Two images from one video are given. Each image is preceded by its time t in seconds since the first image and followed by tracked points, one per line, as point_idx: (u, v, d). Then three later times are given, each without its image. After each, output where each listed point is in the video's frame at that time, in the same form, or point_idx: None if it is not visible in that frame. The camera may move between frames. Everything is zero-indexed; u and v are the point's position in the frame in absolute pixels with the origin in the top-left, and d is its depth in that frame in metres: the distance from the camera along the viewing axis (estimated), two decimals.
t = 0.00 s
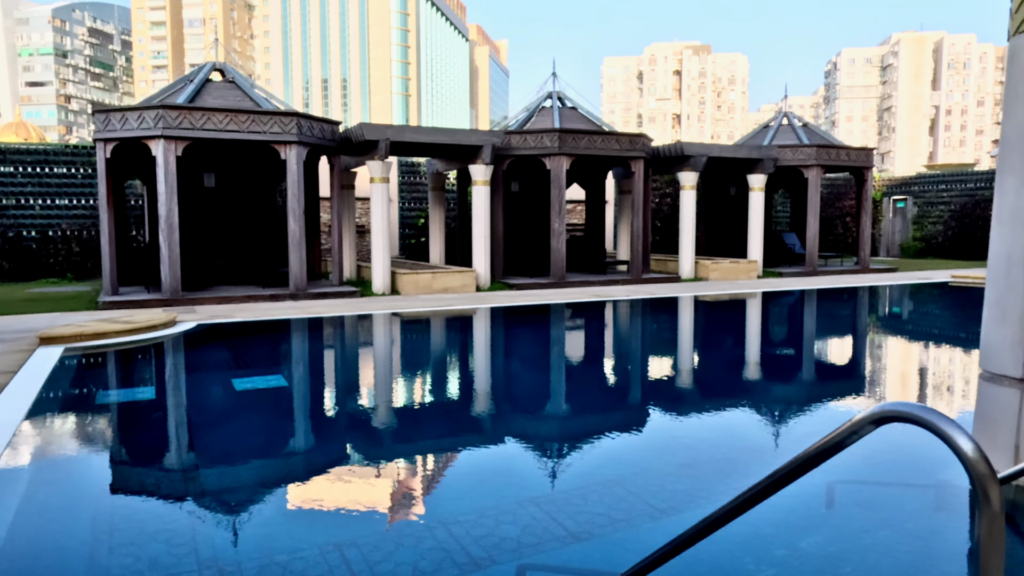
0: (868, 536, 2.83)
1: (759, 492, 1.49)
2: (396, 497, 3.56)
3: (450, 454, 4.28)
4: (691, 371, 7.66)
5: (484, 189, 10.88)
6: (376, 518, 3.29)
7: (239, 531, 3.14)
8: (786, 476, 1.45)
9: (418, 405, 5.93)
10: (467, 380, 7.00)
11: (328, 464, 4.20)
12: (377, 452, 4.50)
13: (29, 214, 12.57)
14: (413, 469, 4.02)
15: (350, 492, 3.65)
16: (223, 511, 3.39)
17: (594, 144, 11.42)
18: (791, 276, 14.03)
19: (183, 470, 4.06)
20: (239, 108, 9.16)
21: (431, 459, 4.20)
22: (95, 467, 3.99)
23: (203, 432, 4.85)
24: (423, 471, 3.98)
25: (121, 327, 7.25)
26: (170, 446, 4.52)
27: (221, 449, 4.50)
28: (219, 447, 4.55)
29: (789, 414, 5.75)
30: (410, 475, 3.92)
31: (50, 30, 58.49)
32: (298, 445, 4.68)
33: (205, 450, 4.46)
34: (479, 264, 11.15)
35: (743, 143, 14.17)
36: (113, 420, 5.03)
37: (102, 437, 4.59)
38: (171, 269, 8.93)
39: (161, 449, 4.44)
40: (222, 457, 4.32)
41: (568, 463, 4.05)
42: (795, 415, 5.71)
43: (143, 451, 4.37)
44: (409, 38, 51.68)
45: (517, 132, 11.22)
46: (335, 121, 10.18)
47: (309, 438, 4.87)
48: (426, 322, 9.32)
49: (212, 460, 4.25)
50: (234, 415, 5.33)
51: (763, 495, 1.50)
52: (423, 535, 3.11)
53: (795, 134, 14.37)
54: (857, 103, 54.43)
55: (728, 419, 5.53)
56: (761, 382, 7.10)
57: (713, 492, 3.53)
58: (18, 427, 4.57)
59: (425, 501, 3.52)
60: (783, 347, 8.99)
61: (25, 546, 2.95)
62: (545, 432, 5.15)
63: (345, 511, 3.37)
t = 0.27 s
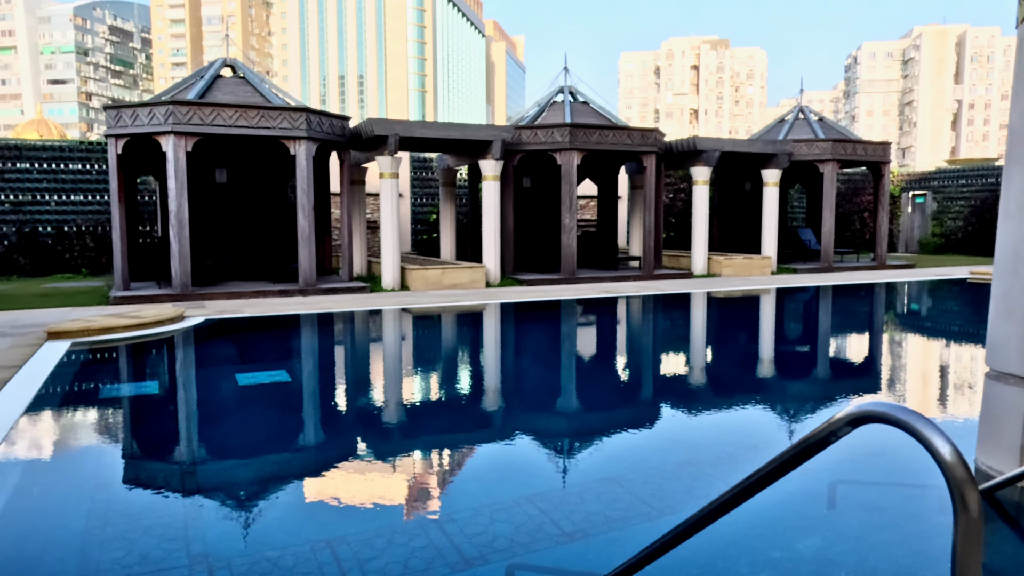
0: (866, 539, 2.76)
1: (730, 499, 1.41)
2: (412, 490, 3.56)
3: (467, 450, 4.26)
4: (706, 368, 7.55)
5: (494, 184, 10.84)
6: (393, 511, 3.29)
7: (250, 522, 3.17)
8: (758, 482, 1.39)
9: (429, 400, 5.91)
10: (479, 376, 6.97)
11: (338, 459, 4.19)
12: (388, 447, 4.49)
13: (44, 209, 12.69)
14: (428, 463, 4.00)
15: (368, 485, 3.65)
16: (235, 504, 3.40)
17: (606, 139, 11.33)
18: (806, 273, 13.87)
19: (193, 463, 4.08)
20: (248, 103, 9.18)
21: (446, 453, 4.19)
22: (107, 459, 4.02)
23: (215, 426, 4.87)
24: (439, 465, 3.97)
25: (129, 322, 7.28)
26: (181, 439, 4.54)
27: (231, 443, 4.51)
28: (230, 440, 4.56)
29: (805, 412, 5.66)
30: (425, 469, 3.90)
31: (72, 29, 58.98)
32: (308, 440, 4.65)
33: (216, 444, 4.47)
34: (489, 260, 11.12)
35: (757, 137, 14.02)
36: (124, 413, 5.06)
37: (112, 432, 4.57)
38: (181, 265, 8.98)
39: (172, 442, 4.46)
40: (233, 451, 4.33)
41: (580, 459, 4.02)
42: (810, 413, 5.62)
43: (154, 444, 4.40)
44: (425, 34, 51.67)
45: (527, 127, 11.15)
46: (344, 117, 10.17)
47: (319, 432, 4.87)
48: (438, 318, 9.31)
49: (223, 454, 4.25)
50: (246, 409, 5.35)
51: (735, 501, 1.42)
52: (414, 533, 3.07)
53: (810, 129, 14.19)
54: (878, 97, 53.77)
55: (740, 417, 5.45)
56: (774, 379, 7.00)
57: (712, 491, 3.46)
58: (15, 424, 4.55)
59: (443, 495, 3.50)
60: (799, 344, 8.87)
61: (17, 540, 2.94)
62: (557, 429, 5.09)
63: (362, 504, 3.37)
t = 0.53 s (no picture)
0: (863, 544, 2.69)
1: (705, 498, 1.41)
2: (431, 485, 3.56)
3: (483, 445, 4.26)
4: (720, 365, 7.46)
5: (505, 179, 10.78)
6: (410, 505, 3.29)
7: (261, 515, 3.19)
8: (729, 483, 1.37)
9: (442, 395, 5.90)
10: (491, 372, 6.93)
11: (349, 452, 4.19)
12: (399, 441, 4.49)
13: (61, 204, 12.84)
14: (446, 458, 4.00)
15: (386, 479, 3.67)
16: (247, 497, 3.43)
17: (618, 133, 11.23)
18: (822, 268, 13.69)
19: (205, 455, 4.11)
20: (258, 98, 9.19)
21: (463, 447, 4.21)
22: (121, 452, 4.06)
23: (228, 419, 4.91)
24: (458, 460, 3.97)
25: (137, 316, 7.33)
26: (195, 432, 4.58)
27: (243, 435, 4.54)
28: (242, 433, 4.58)
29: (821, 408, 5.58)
30: (443, 463, 3.90)
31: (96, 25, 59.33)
32: (318, 434, 4.65)
33: (230, 436, 4.50)
34: (500, 255, 11.08)
35: (773, 131, 13.84)
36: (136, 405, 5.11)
37: (121, 424, 4.59)
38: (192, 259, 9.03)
39: (185, 435, 4.50)
40: (245, 443, 4.36)
41: (591, 455, 4.00)
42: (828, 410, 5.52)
43: (168, 436, 4.44)
44: (443, 29, 51.61)
45: (538, 121, 11.07)
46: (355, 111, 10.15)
47: (331, 426, 4.88)
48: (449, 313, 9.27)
49: (235, 447, 4.27)
50: (259, 403, 5.38)
51: (710, 500, 1.42)
52: (404, 531, 3.05)
53: (827, 122, 13.98)
54: (901, 91, 53.03)
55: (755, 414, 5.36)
56: (788, 376, 6.91)
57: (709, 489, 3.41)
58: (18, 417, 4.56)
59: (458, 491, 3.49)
60: (814, 340, 8.73)
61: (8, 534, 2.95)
62: (567, 425, 5.04)
63: (381, 498, 3.39)
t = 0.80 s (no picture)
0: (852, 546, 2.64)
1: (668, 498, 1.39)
2: (447, 480, 3.56)
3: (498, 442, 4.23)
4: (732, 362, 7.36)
5: (514, 175, 10.74)
6: (426, 500, 3.30)
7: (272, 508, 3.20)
8: (690, 484, 1.35)
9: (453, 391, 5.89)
10: (501, 368, 6.88)
11: (359, 448, 4.19)
12: (408, 437, 4.47)
13: (76, 200, 12.98)
14: (463, 454, 3.98)
15: (401, 474, 3.67)
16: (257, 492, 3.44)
17: (629, 129, 11.15)
18: (837, 265, 13.52)
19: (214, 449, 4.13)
20: (268, 94, 9.22)
21: (480, 445, 4.18)
22: (132, 444, 4.09)
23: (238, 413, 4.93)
24: (474, 455, 3.97)
25: (144, 312, 7.38)
26: (205, 425, 4.61)
27: (252, 429, 4.55)
28: (252, 427, 4.60)
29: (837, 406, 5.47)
30: (460, 459, 3.88)
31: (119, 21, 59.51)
32: (327, 429, 4.64)
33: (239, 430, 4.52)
34: (509, 251, 11.05)
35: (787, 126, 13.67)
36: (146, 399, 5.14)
37: (135, 418, 4.63)
38: (201, 255, 9.09)
39: (195, 428, 4.53)
40: (255, 437, 4.37)
41: (603, 453, 3.97)
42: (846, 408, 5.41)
43: (178, 429, 4.47)
44: (461, 25, 51.56)
45: (548, 117, 11.01)
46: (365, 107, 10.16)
47: (340, 421, 4.88)
48: (458, 309, 9.26)
49: (243, 441, 4.29)
50: (269, 397, 5.40)
51: (672, 501, 1.39)
52: (392, 528, 3.03)
53: (843, 117, 13.79)
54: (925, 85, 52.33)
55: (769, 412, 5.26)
56: (802, 374, 6.82)
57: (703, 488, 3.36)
58: (26, 413, 4.59)
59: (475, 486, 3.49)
60: (829, 338, 8.61)
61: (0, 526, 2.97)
62: (576, 422, 5.00)
63: (397, 493, 3.39)
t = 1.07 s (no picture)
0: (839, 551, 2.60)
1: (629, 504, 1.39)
2: (462, 480, 3.60)
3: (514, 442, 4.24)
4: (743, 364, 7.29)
5: (523, 175, 10.72)
6: (440, 500, 3.33)
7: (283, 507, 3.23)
8: (649, 491, 1.35)
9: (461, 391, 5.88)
10: (508, 369, 6.87)
11: (366, 448, 4.19)
12: (416, 437, 4.47)
13: (92, 200, 13.13)
14: (478, 454, 3.99)
15: (417, 473, 3.70)
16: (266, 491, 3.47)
17: (638, 129, 11.10)
18: (850, 266, 13.39)
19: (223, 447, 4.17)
20: (277, 96, 9.26)
21: (494, 445, 4.17)
22: (141, 443, 4.12)
23: (247, 412, 4.96)
24: (489, 455, 3.98)
25: (152, 311, 7.45)
26: (214, 424, 4.64)
27: (261, 428, 4.58)
28: (260, 426, 4.63)
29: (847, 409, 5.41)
30: (475, 460, 3.90)
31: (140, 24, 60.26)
32: (335, 429, 4.66)
33: (248, 429, 4.54)
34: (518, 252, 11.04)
35: (801, 126, 13.55)
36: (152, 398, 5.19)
37: (152, 417, 4.67)
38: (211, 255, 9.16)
39: (204, 427, 4.56)
40: (264, 437, 4.39)
41: (614, 454, 3.98)
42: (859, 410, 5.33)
43: (186, 428, 4.51)
44: (478, 25, 51.58)
45: (558, 117, 10.98)
46: (374, 108, 10.19)
47: (348, 421, 4.89)
48: (465, 310, 9.26)
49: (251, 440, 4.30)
50: (279, 396, 5.44)
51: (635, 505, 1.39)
52: (380, 531, 3.03)
53: (857, 117, 13.65)
54: (946, 84, 51.72)
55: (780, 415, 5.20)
56: (814, 376, 6.74)
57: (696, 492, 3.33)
58: (35, 412, 4.64)
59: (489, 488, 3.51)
60: (843, 341, 8.51)
61: None
62: (585, 422, 4.98)
63: (413, 493, 3.42)
